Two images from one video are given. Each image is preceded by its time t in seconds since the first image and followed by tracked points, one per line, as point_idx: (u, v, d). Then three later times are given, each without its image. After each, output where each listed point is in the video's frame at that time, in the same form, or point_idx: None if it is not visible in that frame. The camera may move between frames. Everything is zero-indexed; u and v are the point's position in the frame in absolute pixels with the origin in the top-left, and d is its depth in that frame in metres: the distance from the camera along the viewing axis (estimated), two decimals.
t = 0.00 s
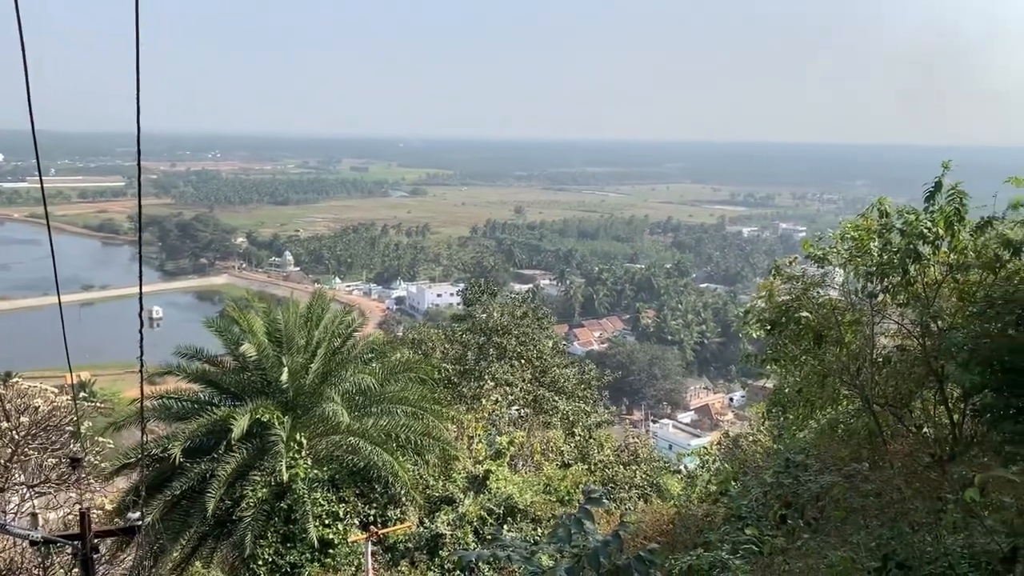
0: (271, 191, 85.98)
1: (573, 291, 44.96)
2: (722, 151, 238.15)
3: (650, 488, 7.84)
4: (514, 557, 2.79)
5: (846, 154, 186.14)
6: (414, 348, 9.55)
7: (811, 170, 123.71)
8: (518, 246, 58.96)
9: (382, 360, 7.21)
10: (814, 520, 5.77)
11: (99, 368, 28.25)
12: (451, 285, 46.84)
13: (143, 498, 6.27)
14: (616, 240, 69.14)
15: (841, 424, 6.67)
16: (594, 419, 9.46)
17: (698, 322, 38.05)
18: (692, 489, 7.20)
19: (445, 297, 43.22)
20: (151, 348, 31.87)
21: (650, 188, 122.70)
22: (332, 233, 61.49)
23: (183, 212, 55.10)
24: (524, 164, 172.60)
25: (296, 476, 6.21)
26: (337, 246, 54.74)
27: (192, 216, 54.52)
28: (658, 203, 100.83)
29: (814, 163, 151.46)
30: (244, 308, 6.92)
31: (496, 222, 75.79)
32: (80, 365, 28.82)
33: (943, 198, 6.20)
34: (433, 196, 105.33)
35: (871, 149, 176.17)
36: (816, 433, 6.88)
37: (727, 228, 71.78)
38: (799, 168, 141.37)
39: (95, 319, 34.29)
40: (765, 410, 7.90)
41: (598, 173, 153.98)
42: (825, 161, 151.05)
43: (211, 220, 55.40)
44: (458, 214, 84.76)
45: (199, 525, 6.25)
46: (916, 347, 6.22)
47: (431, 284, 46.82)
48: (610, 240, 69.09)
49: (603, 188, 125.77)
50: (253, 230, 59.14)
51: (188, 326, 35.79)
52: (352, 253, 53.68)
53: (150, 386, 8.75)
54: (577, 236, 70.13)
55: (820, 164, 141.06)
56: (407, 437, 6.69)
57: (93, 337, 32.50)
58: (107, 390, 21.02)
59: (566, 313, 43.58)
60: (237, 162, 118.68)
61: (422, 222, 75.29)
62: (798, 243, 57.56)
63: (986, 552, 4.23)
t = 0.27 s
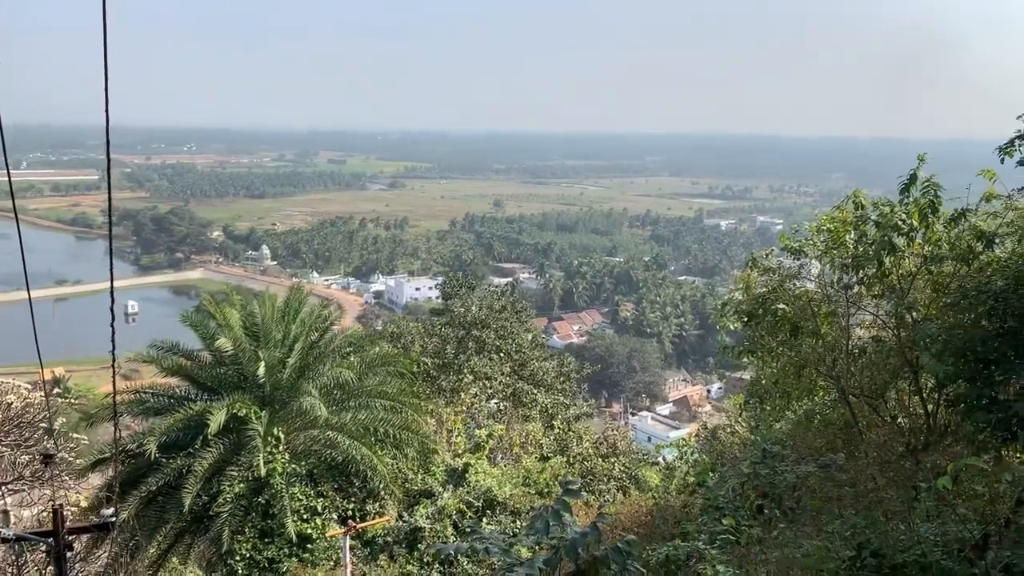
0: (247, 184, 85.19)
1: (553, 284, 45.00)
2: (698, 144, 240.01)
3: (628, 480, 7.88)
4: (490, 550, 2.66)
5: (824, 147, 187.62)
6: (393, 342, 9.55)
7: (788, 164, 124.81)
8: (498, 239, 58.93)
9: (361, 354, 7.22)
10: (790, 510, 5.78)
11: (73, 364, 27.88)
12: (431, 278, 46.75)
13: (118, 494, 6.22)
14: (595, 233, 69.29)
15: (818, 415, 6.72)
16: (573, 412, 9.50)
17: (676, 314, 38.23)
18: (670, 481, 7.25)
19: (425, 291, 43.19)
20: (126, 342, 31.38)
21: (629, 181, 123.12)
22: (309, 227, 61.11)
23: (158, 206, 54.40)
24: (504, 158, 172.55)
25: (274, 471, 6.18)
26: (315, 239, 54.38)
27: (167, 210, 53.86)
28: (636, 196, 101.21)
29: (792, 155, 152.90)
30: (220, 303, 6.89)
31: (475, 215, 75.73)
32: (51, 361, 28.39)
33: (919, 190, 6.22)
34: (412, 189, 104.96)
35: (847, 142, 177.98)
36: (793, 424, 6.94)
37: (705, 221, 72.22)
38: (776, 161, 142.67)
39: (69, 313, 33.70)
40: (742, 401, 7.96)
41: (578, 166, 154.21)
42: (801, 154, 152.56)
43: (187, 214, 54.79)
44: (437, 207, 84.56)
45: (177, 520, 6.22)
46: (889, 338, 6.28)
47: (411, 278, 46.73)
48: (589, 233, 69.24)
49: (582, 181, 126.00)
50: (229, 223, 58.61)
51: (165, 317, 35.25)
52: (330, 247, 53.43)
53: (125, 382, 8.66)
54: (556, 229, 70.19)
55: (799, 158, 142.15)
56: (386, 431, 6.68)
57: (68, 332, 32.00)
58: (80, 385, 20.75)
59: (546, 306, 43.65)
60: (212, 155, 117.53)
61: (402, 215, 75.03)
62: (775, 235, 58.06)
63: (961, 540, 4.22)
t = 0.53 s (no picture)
0: (232, 174, 84.57)
1: (540, 274, 44.97)
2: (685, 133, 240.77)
3: (615, 468, 7.94)
4: (478, 536, 2.73)
5: (811, 136, 188.37)
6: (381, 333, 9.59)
7: (775, 154, 125.18)
8: (486, 230, 58.83)
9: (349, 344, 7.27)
10: (777, 496, 5.82)
11: (57, 357, 27.70)
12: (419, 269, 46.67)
13: (105, 486, 6.24)
14: (583, 222, 69.26)
15: (804, 402, 6.76)
16: (561, 401, 9.55)
17: (664, 303, 38.28)
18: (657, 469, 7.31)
19: (412, 282, 43.16)
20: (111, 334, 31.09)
21: (616, 171, 123.06)
22: (295, 217, 60.79)
23: (143, 196, 53.88)
24: (491, 147, 172.14)
25: (262, 461, 6.21)
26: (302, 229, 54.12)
27: (151, 200, 53.35)
28: (623, 185, 101.23)
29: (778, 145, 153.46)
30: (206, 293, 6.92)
31: (463, 205, 75.54)
32: (35, 355, 28.02)
33: (903, 177, 6.26)
34: (400, 179, 104.59)
35: (833, 131, 178.75)
36: (779, 411, 7.00)
37: (692, 210, 72.34)
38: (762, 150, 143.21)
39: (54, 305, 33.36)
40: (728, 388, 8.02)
41: (566, 156, 154.13)
42: (787, 143, 153.20)
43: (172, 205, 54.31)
44: (424, 197, 84.29)
45: (164, 511, 6.24)
46: (875, 325, 6.34)
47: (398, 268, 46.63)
48: (577, 222, 69.21)
49: (570, 171, 125.93)
50: (215, 214, 58.19)
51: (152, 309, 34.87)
52: (317, 237, 53.22)
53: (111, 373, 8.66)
54: (543, 219, 70.10)
55: (786, 147, 142.59)
56: (374, 420, 6.73)
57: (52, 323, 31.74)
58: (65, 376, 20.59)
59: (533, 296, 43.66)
60: (197, 145, 116.52)
61: (388, 205, 74.79)
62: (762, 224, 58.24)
63: (945, 524, 4.17)
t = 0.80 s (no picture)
0: (227, 161, 84.20)
1: (537, 261, 44.94)
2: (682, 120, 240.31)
3: (612, 454, 7.98)
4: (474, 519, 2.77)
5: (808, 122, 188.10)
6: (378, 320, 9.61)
7: (772, 140, 124.98)
8: (483, 217, 58.72)
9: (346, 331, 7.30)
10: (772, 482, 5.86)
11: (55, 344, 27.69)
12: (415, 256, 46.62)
13: (103, 473, 6.28)
14: (579, 209, 69.14)
15: (801, 388, 6.78)
16: (558, 387, 9.58)
17: (660, 290, 38.25)
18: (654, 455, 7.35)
19: (408, 269, 43.14)
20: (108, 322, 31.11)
21: (613, 158, 122.78)
22: (291, 204, 60.63)
23: (138, 183, 53.61)
24: (488, 134, 171.62)
25: (261, 448, 6.26)
26: (298, 217, 54.00)
27: (147, 187, 53.18)
28: (620, 172, 100.97)
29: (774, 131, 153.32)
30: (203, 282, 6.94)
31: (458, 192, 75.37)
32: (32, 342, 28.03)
33: (899, 164, 6.28)
34: (396, 167, 104.27)
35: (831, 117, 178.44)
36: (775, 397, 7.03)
37: (688, 196, 72.25)
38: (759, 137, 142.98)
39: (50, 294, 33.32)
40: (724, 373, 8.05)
41: (563, 143, 153.74)
42: (784, 129, 152.98)
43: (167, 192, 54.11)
44: (420, 184, 84.09)
45: (162, 498, 6.28)
46: (871, 311, 6.36)
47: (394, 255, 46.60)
48: (573, 210, 69.09)
49: (566, 157, 125.67)
50: (211, 201, 58.05)
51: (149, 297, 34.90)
52: (313, 224, 53.09)
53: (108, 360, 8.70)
54: (540, 206, 69.94)
55: (783, 133, 142.36)
56: (371, 408, 6.76)
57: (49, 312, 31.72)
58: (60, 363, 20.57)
59: (530, 283, 43.65)
60: (192, 131, 115.98)
61: (384, 192, 74.58)
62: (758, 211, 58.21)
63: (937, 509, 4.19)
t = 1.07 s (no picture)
0: (232, 144, 84.13)
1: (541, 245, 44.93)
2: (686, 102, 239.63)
3: (615, 437, 8.00)
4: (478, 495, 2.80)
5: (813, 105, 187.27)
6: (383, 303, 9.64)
7: (777, 125, 124.46)
8: (486, 201, 58.69)
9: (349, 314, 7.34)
10: (775, 464, 5.87)
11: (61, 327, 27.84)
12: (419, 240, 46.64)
13: (108, 454, 6.33)
14: (584, 194, 69.06)
15: (804, 371, 6.78)
16: (561, 371, 9.61)
17: (665, 275, 38.21)
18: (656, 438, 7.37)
19: (412, 253, 43.17)
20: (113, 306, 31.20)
21: (618, 142, 122.42)
22: (295, 188, 60.64)
23: (142, 166, 53.57)
24: (493, 118, 171.28)
25: (265, 430, 6.32)
26: (302, 200, 53.97)
27: (151, 170, 53.07)
28: (624, 156, 100.70)
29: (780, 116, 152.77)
30: (208, 265, 6.98)
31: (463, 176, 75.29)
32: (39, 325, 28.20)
33: (905, 147, 6.27)
34: (400, 150, 104.11)
35: (837, 101, 177.65)
36: (778, 380, 7.04)
37: (693, 180, 72.08)
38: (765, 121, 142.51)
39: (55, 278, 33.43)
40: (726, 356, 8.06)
41: (568, 127, 153.38)
42: (789, 113, 152.46)
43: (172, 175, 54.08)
44: (425, 168, 84.01)
45: (167, 479, 6.33)
46: (875, 295, 6.37)
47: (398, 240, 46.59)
48: (578, 193, 68.96)
49: (571, 141, 125.39)
50: (215, 184, 58.04)
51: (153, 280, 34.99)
52: (317, 209, 53.07)
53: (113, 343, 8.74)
54: (544, 189, 69.85)
55: (788, 118, 141.82)
56: (375, 390, 6.80)
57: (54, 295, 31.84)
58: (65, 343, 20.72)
59: (534, 267, 43.67)
60: (196, 113, 115.77)
61: (389, 176, 74.50)
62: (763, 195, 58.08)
63: (942, 490, 4.16)
